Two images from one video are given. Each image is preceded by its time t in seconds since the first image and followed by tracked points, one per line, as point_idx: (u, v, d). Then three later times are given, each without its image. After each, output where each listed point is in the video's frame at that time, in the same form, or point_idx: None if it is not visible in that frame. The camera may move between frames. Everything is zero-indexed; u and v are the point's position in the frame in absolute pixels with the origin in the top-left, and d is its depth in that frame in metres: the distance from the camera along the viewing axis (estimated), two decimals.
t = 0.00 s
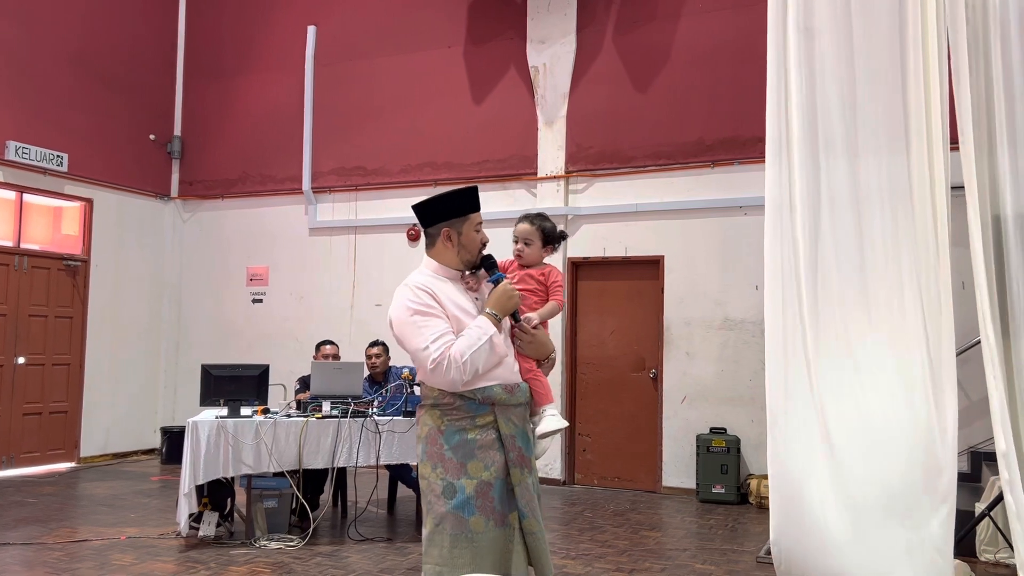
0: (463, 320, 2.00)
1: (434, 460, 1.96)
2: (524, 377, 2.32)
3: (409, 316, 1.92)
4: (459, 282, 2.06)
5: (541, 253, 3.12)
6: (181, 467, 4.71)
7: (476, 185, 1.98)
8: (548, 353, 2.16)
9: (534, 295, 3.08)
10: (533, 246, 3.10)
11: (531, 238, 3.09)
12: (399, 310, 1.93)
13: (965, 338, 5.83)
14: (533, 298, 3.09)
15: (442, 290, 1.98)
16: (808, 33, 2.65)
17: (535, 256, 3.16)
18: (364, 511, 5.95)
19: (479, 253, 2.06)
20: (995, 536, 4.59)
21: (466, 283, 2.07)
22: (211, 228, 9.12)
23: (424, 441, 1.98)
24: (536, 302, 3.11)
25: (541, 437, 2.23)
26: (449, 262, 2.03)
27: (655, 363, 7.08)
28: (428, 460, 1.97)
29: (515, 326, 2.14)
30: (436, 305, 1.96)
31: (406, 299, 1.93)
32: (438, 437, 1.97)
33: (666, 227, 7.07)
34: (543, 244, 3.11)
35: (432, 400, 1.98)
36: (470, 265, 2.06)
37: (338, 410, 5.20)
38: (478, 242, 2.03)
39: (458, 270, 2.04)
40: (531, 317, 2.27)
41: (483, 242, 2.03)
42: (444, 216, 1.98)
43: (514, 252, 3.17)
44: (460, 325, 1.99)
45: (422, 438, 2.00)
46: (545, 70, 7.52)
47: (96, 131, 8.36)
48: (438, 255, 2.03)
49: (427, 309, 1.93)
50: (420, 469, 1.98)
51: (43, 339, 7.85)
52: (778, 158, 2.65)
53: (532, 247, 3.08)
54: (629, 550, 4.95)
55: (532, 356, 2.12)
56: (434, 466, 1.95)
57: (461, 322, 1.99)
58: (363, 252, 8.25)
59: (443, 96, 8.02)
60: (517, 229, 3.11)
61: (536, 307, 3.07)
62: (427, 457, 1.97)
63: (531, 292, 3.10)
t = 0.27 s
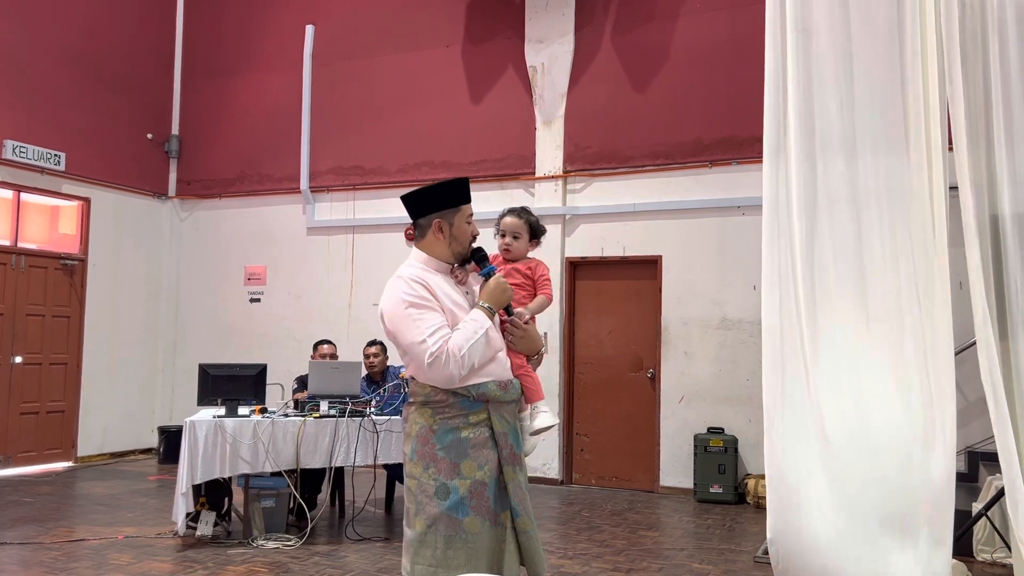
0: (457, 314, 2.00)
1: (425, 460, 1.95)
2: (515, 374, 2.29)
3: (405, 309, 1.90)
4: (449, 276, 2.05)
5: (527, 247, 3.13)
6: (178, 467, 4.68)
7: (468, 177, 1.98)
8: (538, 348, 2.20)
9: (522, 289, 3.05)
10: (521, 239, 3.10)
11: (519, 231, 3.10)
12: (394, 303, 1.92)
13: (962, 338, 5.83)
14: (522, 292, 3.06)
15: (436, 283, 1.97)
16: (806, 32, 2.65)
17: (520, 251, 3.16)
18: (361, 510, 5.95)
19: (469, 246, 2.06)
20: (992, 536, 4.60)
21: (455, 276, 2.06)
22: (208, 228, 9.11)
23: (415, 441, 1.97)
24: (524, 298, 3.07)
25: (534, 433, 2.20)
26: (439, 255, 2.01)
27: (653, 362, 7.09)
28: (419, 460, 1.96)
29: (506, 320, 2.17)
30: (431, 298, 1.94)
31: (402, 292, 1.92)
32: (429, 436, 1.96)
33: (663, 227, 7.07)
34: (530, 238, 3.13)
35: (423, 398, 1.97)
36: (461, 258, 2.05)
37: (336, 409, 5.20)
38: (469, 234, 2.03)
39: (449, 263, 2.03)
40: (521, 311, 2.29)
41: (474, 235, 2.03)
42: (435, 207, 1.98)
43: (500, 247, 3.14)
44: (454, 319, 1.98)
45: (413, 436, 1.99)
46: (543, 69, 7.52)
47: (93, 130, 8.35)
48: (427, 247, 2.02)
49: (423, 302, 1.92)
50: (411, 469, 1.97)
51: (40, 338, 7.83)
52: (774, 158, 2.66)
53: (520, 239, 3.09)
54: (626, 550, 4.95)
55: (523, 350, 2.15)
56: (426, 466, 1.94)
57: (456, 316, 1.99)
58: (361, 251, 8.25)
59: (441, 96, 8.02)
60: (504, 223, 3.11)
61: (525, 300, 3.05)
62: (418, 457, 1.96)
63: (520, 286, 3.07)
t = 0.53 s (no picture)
0: (451, 313, 1.93)
1: (420, 463, 1.88)
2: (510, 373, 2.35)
3: (397, 309, 1.84)
4: (441, 276, 1.99)
5: (515, 243, 3.16)
6: (175, 466, 4.70)
7: (458, 173, 1.93)
8: (534, 346, 2.15)
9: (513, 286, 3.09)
10: (510, 235, 3.12)
11: (509, 227, 3.11)
12: (386, 303, 1.86)
13: (958, 338, 5.84)
14: (514, 290, 3.10)
15: (428, 282, 1.91)
16: (800, 33, 2.70)
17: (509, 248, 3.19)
18: (358, 509, 5.94)
19: (461, 244, 2.01)
20: (988, 535, 4.60)
21: (447, 276, 2.00)
22: (205, 227, 9.10)
23: (408, 444, 1.90)
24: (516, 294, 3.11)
25: (530, 433, 2.15)
26: (430, 254, 1.96)
27: (650, 362, 7.09)
28: (413, 463, 1.88)
29: (499, 319, 2.12)
30: (424, 298, 1.89)
31: (394, 292, 1.86)
32: (424, 439, 1.88)
33: (660, 227, 7.08)
34: (518, 233, 3.15)
35: (417, 399, 1.89)
36: (452, 256, 2.00)
37: (332, 408, 5.20)
38: (460, 232, 1.98)
39: (440, 262, 1.98)
40: (516, 309, 2.24)
41: (465, 233, 1.98)
42: (426, 205, 1.93)
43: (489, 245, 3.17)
44: (448, 319, 1.92)
45: (407, 439, 1.91)
46: (540, 69, 7.52)
47: (90, 128, 8.33)
48: (417, 246, 1.97)
49: (415, 303, 1.86)
50: (404, 473, 1.89)
51: (36, 337, 7.81)
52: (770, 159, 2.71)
53: (510, 236, 3.10)
54: (623, 549, 4.95)
55: (518, 350, 2.09)
56: (421, 469, 1.87)
57: (450, 316, 1.92)
58: (358, 250, 8.25)
59: (438, 95, 8.02)
60: (492, 220, 3.11)
61: (517, 298, 3.09)
62: (412, 460, 1.88)
63: (511, 284, 3.11)
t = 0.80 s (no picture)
0: (449, 312, 1.91)
1: (421, 465, 1.86)
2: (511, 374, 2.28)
3: (396, 309, 1.82)
4: (439, 274, 1.98)
5: (519, 244, 3.13)
6: (172, 465, 4.64)
7: (452, 172, 1.91)
8: (535, 346, 2.12)
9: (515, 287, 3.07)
10: (515, 236, 3.10)
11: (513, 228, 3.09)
12: (384, 303, 1.84)
13: (954, 338, 5.85)
14: (515, 290, 3.07)
15: (426, 281, 1.90)
16: (799, 36, 2.70)
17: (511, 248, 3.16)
18: (355, 509, 5.94)
19: (459, 242, 1.99)
20: (983, 535, 4.61)
21: (446, 275, 1.99)
22: (202, 226, 9.08)
23: (409, 445, 1.88)
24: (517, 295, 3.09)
25: (530, 433, 2.17)
26: (428, 253, 1.95)
27: (647, 362, 7.10)
28: (414, 465, 1.86)
29: (500, 319, 2.09)
30: (423, 297, 1.87)
31: (392, 292, 1.84)
32: (424, 440, 1.86)
33: (658, 226, 7.08)
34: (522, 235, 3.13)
35: (417, 400, 1.88)
36: (451, 254, 1.98)
37: (330, 408, 5.19)
38: (457, 230, 1.96)
39: (439, 261, 1.96)
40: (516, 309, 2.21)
41: (462, 230, 1.96)
42: (420, 205, 1.91)
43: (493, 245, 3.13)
44: (446, 317, 1.90)
45: (408, 440, 1.89)
46: (538, 69, 7.52)
47: (86, 127, 8.32)
48: (416, 246, 1.95)
49: (414, 302, 1.84)
50: (405, 474, 1.88)
51: (33, 336, 7.80)
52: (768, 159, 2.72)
53: (514, 236, 3.08)
54: (619, 549, 4.96)
55: (518, 349, 2.06)
56: (422, 471, 1.85)
57: (449, 314, 1.91)
58: (356, 249, 8.24)
59: (436, 94, 8.01)
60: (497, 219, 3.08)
61: (518, 298, 3.06)
62: (412, 462, 1.87)
63: (512, 284, 3.08)
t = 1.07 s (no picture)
0: (455, 310, 1.91)
1: (427, 464, 1.85)
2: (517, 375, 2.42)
3: (402, 308, 1.81)
4: (445, 273, 1.98)
5: (526, 245, 3.15)
6: (166, 465, 4.65)
7: (444, 165, 1.94)
8: (541, 347, 2.12)
9: (522, 286, 3.14)
10: (521, 238, 3.12)
11: (519, 229, 3.11)
12: (390, 302, 1.84)
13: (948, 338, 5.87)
14: (522, 290, 3.15)
15: (432, 280, 1.89)
16: (795, 32, 2.75)
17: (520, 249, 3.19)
18: (350, 508, 5.94)
19: (462, 237, 1.99)
20: (977, 534, 4.63)
21: (452, 274, 1.99)
22: (197, 224, 9.07)
23: (415, 445, 1.87)
24: (524, 294, 3.16)
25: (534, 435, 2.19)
26: (433, 252, 1.95)
27: (642, 361, 7.11)
28: (420, 464, 1.86)
29: (506, 320, 2.09)
30: (429, 295, 1.87)
31: (399, 290, 1.84)
32: (430, 440, 1.85)
33: (653, 226, 7.09)
34: (529, 236, 3.14)
35: (423, 400, 1.87)
36: (456, 250, 1.98)
37: (325, 407, 5.18)
38: (459, 225, 1.96)
39: (444, 258, 1.96)
40: (524, 308, 2.20)
41: (464, 223, 1.96)
42: (419, 204, 1.92)
43: (501, 246, 3.16)
44: (452, 316, 1.90)
45: (414, 440, 1.89)
46: (534, 68, 7.52)
47: (81, 125, 8.29)
48: (421, 247, 1.96)
49: (420, 300, 1.84)
50: (411, 474, 1.87)
51: (28, 335, 7.78)
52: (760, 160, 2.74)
53: (521, 238, 3.10)
54: (615, 548, 4.96)
55: (525, 350, 2.05)
56: (427, 471, 1.84)
57: (454, 313, 1.91)
58: (352, 249, 8.24)
59: (432, 93, 8.01)
60: (504, 221, 3.11)
61: (525, 298, 3.14)
62: (418, 462, 1.86)
63: (520, 284, 3.16)
